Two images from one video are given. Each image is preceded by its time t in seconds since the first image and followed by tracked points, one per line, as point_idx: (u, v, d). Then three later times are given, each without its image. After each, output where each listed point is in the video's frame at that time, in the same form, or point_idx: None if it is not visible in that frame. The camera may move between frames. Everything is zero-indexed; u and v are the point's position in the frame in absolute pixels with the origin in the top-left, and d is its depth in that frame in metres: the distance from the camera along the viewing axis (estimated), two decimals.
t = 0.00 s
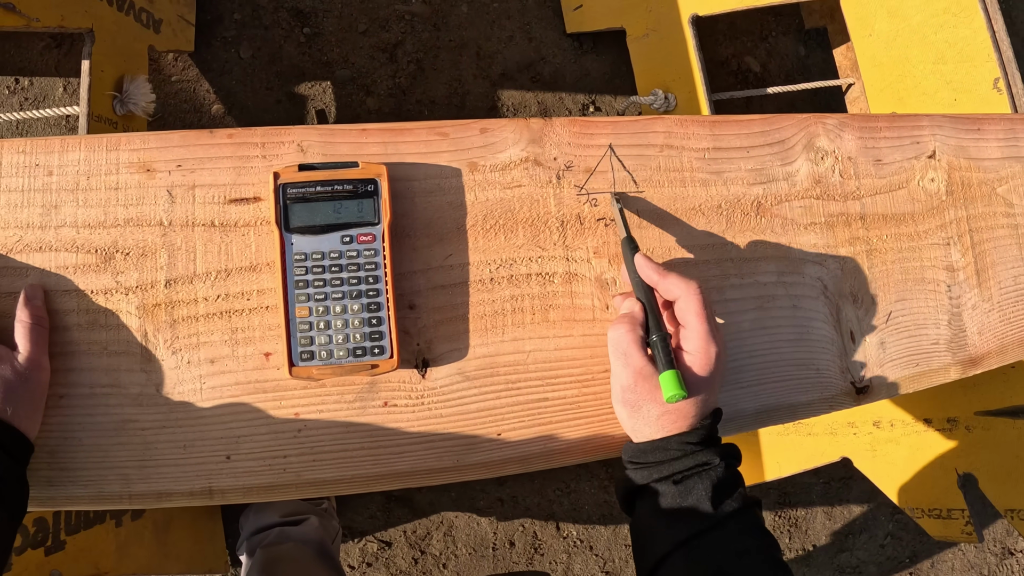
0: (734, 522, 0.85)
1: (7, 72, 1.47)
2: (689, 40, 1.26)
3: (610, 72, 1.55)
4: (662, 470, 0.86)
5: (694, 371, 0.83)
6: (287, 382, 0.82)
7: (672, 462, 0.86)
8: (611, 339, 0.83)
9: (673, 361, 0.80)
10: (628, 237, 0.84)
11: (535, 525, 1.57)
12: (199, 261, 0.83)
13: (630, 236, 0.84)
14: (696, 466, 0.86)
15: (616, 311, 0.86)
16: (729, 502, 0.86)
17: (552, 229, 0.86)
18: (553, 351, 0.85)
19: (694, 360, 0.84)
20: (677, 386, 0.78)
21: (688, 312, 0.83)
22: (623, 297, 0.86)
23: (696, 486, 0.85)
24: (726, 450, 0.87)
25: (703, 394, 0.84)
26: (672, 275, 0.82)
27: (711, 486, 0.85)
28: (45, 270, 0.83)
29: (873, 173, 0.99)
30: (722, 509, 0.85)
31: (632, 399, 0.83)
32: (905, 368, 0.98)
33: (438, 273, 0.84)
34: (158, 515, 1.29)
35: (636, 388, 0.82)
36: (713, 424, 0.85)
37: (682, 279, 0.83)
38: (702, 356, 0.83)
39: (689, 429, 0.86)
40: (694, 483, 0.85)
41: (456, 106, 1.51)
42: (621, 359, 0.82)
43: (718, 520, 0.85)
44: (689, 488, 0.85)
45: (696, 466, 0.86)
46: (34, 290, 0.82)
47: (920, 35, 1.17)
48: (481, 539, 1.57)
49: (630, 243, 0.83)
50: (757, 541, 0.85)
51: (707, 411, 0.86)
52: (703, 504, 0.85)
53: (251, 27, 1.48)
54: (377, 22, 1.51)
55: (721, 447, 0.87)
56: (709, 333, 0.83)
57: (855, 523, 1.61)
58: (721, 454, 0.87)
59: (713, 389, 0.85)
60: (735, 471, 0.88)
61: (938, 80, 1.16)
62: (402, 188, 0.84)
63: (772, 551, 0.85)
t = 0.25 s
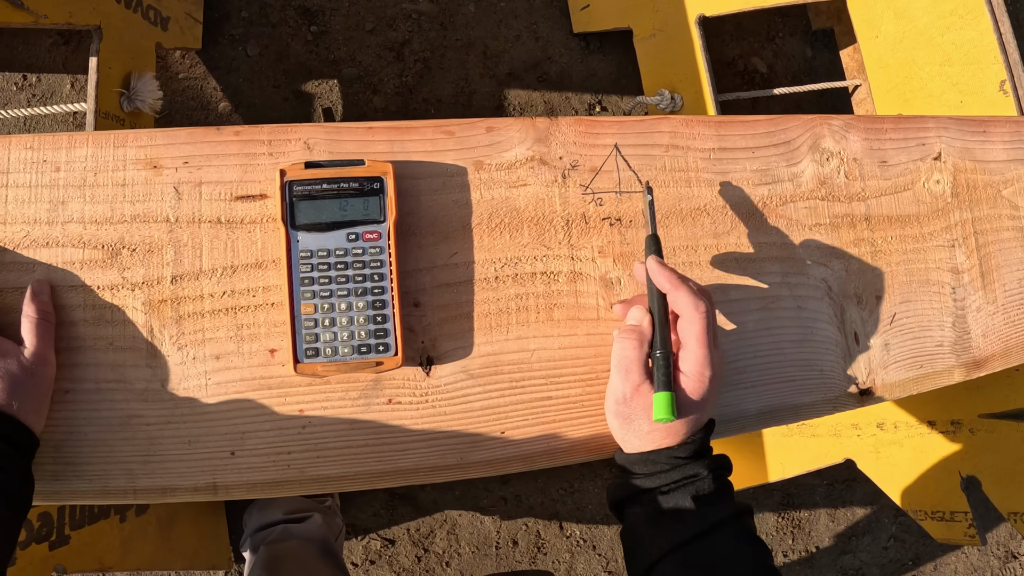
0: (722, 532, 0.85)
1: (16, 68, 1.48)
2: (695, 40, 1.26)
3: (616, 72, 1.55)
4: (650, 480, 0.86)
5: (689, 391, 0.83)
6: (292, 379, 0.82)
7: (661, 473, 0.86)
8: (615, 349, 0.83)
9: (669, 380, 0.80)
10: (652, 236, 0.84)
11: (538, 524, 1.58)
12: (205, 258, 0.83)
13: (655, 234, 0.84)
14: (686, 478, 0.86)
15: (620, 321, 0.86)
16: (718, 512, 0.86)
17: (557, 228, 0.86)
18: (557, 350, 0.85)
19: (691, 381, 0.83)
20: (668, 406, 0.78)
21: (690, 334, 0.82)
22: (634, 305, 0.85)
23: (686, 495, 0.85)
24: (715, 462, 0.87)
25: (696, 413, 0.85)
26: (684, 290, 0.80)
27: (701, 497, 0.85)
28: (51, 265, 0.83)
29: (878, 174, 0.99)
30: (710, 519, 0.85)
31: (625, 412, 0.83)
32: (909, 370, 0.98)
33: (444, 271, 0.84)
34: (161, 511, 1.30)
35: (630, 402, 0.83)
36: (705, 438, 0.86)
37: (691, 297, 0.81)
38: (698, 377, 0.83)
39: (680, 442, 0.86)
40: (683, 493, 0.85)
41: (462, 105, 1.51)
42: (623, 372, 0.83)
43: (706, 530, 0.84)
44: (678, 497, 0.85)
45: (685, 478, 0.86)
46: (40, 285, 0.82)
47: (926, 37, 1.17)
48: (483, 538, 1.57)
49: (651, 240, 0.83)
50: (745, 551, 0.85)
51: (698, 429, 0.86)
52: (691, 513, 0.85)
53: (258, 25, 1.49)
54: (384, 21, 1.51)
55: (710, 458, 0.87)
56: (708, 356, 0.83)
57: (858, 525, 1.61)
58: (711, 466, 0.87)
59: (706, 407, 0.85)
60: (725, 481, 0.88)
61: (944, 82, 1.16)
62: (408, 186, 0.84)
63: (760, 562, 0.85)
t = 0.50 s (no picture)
0: (714, 541, 0.85)
1: (23, 67, 1.47)
2: (706, 41, 1.26)
3: (625, 73, 1.55)
4: (635, 500, 0.87)
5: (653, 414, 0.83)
6: (306, 381, 0.82)
7: (643, 493, 0.87)
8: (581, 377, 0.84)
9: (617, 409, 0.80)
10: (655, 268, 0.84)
11: (545, 525, 1.58)
12: (219, 260, 0.83)
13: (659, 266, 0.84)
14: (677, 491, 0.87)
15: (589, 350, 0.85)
16: (706, 523, 0.86)
17: (572, 231, 0.86)
18: (572, 353, 0.85)
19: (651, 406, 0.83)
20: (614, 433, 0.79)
21: (636, 363, 0.81)
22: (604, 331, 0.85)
23: (680, 508, 0.86)
24: (697, 476, 0.88)
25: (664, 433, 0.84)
26: (620, 322, 0.80)
27: (694, 509, 0.86)
28: (64, 266, 0.83)
29: (891, 178, 0.99)
30: (698, 531, 0.85)
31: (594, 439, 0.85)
32: (921, 374, 0.98)
33: (459, 274, 0.84)
34: (170, 511, 1.30)
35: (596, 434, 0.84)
36: (682, 456, 0.86)
37: (630, 326, 0.80)
38: (655, 403, 0.82)
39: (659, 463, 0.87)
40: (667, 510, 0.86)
41: (471, 106, 1.51)
42: (587, 400, 0.83)
43: (696, 542, 0.84)
44: (664, 513, 0.86)
45: (667, 496, 0.87)
46: (53, 287, 0.81)
47: (937, 39, 1.16)
48: (491, 539, 1.57)
49: (652, 272, 0.84)
50: (740, 561, 0.84)
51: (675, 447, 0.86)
52: (679, 527, 0.85)
53: (267, 24, 1.48)
54: (393, 21, 1.51)
55: (691, 471, 0.88)
56: (659, 382, 0.81)
57: (864, 527, 1.61)
58: (692, 482, 0.87)
59: (674, 426, 0.85)
60: (709, 493, 0.89)
61: (955, 85, 1.16)
62: (423, 188, 0.84)
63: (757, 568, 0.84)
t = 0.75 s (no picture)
0: (734, 535, 0.85)
1: (33, 65, 1.46)
2: (717, 41, 1.26)
3: (635, 73, 1.55)
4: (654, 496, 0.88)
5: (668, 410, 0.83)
6: (329, 380, 0.82)
7: (663, 490, 0.87)
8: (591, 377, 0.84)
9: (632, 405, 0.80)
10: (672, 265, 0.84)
11: (555, 524, 1.58)
12: (240, 258, 0.82)
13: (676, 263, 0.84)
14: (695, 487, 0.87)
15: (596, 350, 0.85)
16: (726, 517, 0.86)
17: (594, 229, 0.86)
18: (594, 351, 0.85)
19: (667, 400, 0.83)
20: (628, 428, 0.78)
21: (652, 358, 0.81)
22: (606, 332, 0.85)
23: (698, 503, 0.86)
24: (715, 470, 0.88)
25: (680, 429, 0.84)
26: (636, 318, 0.81)
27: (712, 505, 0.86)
28: (84, 265, 0.82)
29: (906, 178, 1.00)
30: (718, 525, 0.85)
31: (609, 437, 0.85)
32: (936, 373, 0.99)
33: (481, 272, 0.84)
34: (180, 510, 1.30)
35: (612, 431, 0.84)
36: (700, 451, 0.86)
37: (646, 321, 0.81)
38: (672, 397, 0.82)
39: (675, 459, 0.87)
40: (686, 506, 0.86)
41: (481, 105, 1.51)
42: (598, 399, 0.83)
43: (716, 537, 0.85)
44: (683, 509, 0.86)
45: (686, 491, 0.87)
46: (73, 285, 0.81)
47: (949, 40, 1.17)
48: (500, 538, 1.57)
49: (669, 269, 0.84)
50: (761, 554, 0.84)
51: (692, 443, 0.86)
52: (698, 522, 0.85)
53: (278, 23, 1.48)
54: (404, 20, 1.51)
55: (709, 466, 0.88)
56: (675, 377, 0.82)
57: (872, 526, 1.62)
58: (710, 476, 0.87)
59: (691, 422, 0.85)
60: (728, 487, 0.89)
61: (966, 85, 1.17)
62: (445, 186, 0.84)
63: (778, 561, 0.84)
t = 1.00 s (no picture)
0: (740, 533, 0.85)
1: (36, 63, 1.46)
2: (722, 40, 1.26)
3: (639, 72, 1.55)
4: (660, 495, 0.87)
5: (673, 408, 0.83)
6: (335, 378, 0.82)
7: (669, 488, 0.87)
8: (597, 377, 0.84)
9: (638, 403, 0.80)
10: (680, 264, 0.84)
11: (558, 523, 1.58)
12: (246, 256, 0.82)
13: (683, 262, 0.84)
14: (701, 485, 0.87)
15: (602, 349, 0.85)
16: (732, 516, 0.86)
17: (600, 227, 0.86)
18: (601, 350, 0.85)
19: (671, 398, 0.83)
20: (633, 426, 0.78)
21: (659, 356, 0.81)
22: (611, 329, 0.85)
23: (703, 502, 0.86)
24: (722, 469, 0.88)
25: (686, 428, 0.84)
26: (643, 316, 0.81)
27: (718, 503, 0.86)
28: (89, 262, 0.82)
29: (912, 176, 1.00)
30: (724, 523, 0.85)
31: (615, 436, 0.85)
32: (942, 371, 0.99)
33: (487, 270, 0.83)
34: (184, 509, 1.29)
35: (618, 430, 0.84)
36: (706, 449, 0.86)
37: (653, 318, 0.81)
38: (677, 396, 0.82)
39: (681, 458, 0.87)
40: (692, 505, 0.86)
41: (485, 104, 1.51)
42: (604, 399, 0.83)
43: (722, 536, 0.84)
44: (689, 508, 0.86)
45: (692, 490, 0.87)
46: (78, 283, 0.81)
47: (954, 39, 1.18)
48: (503, 537, 1.57)
49: (675, 268, 0.84)
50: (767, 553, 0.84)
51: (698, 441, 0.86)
52: (705, 520, 0.85)
53: (282, 22, 1.47)
54: (408, 18, 1.51)
55: (716, 465, 0.87)
56: (681, 375, 0.82)
57: (875, 525, 1.62)
58: (716, 475, 0.87)
59: (697, 421, 0.84)
60: (734, 485, 0.88)
61: (972, 83, 1.17)
62: (451, 184, 0.84)
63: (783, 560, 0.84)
